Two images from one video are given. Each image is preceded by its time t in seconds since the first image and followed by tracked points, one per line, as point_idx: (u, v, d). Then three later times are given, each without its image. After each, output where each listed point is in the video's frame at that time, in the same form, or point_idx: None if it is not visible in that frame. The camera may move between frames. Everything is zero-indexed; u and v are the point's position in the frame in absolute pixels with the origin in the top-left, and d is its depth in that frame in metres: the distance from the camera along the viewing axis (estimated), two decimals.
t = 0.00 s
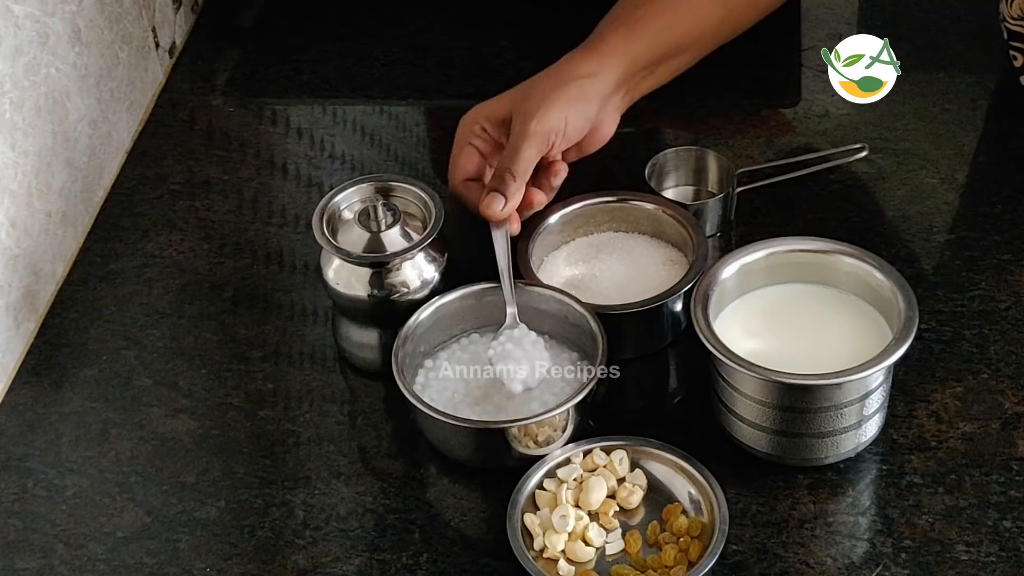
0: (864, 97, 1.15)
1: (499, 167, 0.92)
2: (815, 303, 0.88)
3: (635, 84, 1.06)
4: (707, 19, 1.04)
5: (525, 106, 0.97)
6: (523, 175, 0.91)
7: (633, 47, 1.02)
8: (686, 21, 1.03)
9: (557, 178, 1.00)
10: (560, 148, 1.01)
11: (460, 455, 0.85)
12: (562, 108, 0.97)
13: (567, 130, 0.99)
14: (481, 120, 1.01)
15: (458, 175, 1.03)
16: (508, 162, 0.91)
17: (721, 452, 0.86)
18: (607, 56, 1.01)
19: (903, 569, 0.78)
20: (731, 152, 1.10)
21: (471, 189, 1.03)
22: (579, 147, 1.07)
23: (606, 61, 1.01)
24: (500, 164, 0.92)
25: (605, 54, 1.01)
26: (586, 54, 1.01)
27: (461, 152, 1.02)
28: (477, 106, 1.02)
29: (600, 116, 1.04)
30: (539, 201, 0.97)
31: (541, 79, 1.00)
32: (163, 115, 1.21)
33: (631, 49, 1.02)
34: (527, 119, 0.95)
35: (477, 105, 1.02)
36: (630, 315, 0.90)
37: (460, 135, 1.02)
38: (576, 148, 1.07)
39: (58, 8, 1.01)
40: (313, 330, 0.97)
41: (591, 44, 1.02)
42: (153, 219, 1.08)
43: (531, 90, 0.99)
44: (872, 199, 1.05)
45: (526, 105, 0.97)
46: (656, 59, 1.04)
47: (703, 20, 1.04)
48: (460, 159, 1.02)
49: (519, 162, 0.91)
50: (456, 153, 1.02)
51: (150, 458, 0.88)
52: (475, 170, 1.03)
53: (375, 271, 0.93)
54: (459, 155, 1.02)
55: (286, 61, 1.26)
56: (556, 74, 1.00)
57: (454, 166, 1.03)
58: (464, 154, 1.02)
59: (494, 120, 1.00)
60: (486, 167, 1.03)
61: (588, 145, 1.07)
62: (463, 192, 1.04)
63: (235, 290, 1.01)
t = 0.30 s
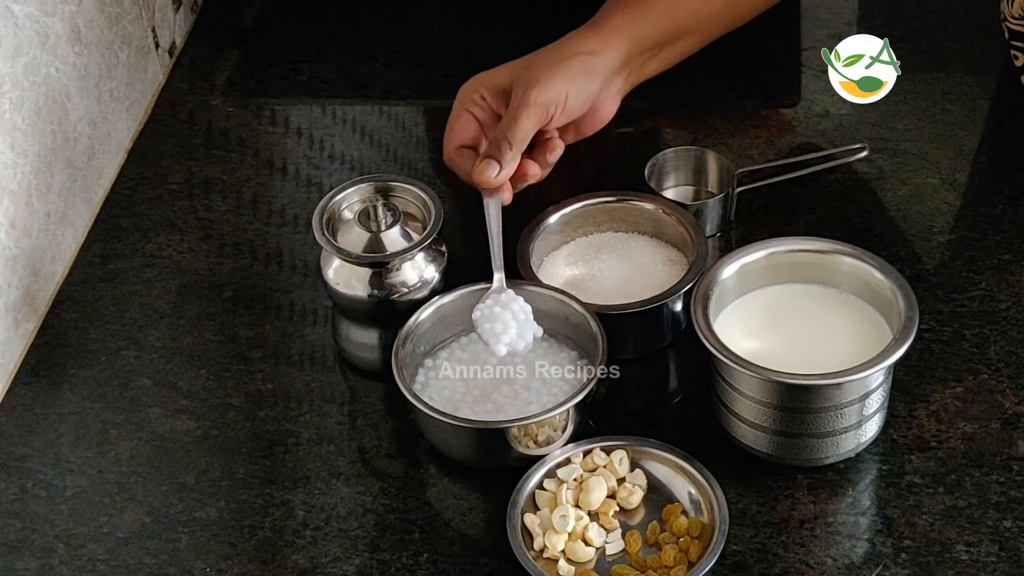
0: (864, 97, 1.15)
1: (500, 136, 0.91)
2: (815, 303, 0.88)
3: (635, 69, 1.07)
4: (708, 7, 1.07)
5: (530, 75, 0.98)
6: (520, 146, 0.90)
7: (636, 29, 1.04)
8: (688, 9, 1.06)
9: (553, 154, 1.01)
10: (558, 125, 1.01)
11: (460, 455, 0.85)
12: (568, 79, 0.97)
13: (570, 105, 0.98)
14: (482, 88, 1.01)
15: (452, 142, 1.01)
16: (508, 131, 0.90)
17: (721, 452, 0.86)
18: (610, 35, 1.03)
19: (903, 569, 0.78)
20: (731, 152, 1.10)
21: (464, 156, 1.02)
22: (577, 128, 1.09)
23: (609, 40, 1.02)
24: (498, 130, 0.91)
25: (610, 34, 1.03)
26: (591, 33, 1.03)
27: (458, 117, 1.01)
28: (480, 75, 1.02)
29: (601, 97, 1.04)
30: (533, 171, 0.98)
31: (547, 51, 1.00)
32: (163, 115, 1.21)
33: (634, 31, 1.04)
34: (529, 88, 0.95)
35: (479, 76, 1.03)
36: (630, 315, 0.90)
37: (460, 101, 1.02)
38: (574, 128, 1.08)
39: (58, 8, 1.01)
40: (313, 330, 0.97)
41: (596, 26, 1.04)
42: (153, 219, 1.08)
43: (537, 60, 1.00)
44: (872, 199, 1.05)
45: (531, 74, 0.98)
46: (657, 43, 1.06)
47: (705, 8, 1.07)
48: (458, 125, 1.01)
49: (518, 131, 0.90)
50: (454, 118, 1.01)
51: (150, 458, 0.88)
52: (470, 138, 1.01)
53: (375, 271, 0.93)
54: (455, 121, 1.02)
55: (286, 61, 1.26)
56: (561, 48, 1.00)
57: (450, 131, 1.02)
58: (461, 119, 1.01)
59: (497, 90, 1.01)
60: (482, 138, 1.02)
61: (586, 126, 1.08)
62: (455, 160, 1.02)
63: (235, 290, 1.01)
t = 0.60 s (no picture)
0: (864, 97, 1.15)
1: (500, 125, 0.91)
2: (815, 303, 0.88)
3: (636, 66, 1.07)
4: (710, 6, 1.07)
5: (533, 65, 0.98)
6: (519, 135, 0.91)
7: (640, 25, 1.04)
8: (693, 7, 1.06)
9: (547, 146, 1.01)
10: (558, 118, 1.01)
11: (460, 456, 0.85)
12: (570, 72, 0.97)
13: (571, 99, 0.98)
14: (485, 74, 1.01)
15: (451, 125, 1.02)
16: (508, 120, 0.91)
17: (721, 452, 0.86)
18: (614, 29, 1.03)
19: (903, 569, 0.78)
20: (731, 152, 1.10)
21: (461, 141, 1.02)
22: (575, 123, 1.09)
23: (614, 35, 1.02)
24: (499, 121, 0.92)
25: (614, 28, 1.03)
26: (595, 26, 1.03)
27: (460, 101, 1.02)
28: (485, 60, 1.03)
29: (602, 92, 1.04)
30: (530, 163, 0.99)
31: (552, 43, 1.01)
32: (163, 115, 1.21)
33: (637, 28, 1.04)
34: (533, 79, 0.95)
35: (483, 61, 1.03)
36: (630, 315, 0.90)
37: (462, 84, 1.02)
38: (572, 123, 1.09)
39: (58, 8, 1.01)
40: (313, 330, 0.97)
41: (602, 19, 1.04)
42: (153, 219, 1.08)
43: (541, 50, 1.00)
44: (872, 199, 1.05)
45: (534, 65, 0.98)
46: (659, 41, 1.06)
47: (709, 6, 1.07)
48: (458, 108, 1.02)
49: (519, 122, 0.92)
50: (455, 100, 1.02)
51: (150, 458, 0.88)
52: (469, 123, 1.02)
53: (375, 271, 0.93)
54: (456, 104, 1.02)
55: (286, 61, 1.26)
56: (567, 39, 1.01)
57: (450, 115, 1.02)
58: (462, 103, 1.02)
59: (500, 77, 1.01)
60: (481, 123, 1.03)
61: (585, 120, 1.08)
62: (453, 143, 1.02)
63: (235, 290, 1.01)
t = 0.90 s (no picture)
0: (864, 97, 1.15)
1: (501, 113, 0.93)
2: (815, 303, 0.88)
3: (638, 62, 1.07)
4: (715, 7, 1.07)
5: (540, 57, 0.98)
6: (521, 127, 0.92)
7: (647, 24, 1.04)
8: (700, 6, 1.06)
9: (537, 138, 1.04)
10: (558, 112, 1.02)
11: (460, 456, 0.85)
12: (576, 69, 0.97)
13: (574, 94, 0.99)
14: (494, 57, 1.01)
15: (451, 103, 1.01)
16: (512, 109, 0.92)
17: (722, 453, 0.86)
18: (622, 27, 1.03)
19: (903, 569, 0.78)
20: (731, 152, 1.10)
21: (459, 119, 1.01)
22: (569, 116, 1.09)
23: (622, 34, 1.02)
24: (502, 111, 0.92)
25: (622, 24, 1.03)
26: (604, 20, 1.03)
27: (464, 79, 1.01)
28: (495, 41, 1.02)
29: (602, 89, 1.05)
30: (522, 155, 1.01)
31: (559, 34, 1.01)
32: (163, 115, 1.21)
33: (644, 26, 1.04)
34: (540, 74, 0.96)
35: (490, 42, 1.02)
36: (630, 315, 0.90)
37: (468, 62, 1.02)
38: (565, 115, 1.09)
39: (58, 8, 1.01)
40: (313, 330, 0.97)
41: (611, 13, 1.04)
42: (153, 219, 1.08)
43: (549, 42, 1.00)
44: (872, 199, 1.05)
45: (543, 58, 0.98)
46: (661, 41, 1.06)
47: (714, 8, 1.07)
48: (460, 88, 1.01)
49: (523, 116, 0.92)
50: (459, 77, 1.01)
51: (150, 458, 0.88)
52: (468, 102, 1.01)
53: (375, 271, 0.93)
54: (459, 82, 1.01)
55: (286, 62, 1.26)
56: (576, 34, 1.01)
57: (452, 92, 1.01)
58: (467, 83, 1.01)
59: (507, 62, 1.01)
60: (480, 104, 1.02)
61: (579, 115, 1.09)
62: (450, 121, 1.01)
63: (235, 290, 1.01)
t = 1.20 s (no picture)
0: (864, 97, 1.15)
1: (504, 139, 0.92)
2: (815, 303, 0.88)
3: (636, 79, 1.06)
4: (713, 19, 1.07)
5: (548, 82, 0.97)
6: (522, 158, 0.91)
7: (650, 43, 1.03)
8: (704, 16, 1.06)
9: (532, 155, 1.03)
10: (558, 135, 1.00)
11: (460, 456, 0.85)
12: (580, 96, 0.97)
13: (578, 120, 0.98)
14: (500, 79, 0.98)
15: (454, 123, 0.98)
16: (517, 140, 0.91)
17: (722, 452, 0.86)
18: (626, 47, 1.02)
19: (903, 569, 0.78)
20: (731, 152, 1.10)
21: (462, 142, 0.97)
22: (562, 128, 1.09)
23: (625, 54, 1.02)
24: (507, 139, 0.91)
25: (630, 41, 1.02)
26: (611, 40, 1.02)
27: (469, 101, 0.98)
28: (499, 61, 0.99)
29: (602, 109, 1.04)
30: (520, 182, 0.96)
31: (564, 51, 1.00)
32: (163, 115, 1.21)
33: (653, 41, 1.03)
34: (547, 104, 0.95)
35: (495, 61, 0.99)
36: (630, 315, 0.90)
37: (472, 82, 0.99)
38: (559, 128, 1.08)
39: (58, 8, 1.01)
40: (313, 330, 0.97)
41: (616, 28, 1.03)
42: (154, 219, 1.08)
43: (558, 63, 0.98)
44: (872, 198, 1.05)
45: (550, 84, 0.96)
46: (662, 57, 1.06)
47: (712, 18, 1.07)
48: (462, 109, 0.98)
49: (529, 148, 0.91)
50: (464, 99, 0.98)
51: (150, 458, 0.88)
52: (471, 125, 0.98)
53: (375, 271, 0.93)
54: (461, 104, 0.98)
55: (286, 62, 1.26)
56: (581, 57, 0.99)
57: (455, 115, 0.98)
58: (472, 106, 0.98)
59: (514, 85, 0.98)
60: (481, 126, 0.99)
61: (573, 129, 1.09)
62: (452, 143, 0.98)
63: (235, 290, 1.01)
